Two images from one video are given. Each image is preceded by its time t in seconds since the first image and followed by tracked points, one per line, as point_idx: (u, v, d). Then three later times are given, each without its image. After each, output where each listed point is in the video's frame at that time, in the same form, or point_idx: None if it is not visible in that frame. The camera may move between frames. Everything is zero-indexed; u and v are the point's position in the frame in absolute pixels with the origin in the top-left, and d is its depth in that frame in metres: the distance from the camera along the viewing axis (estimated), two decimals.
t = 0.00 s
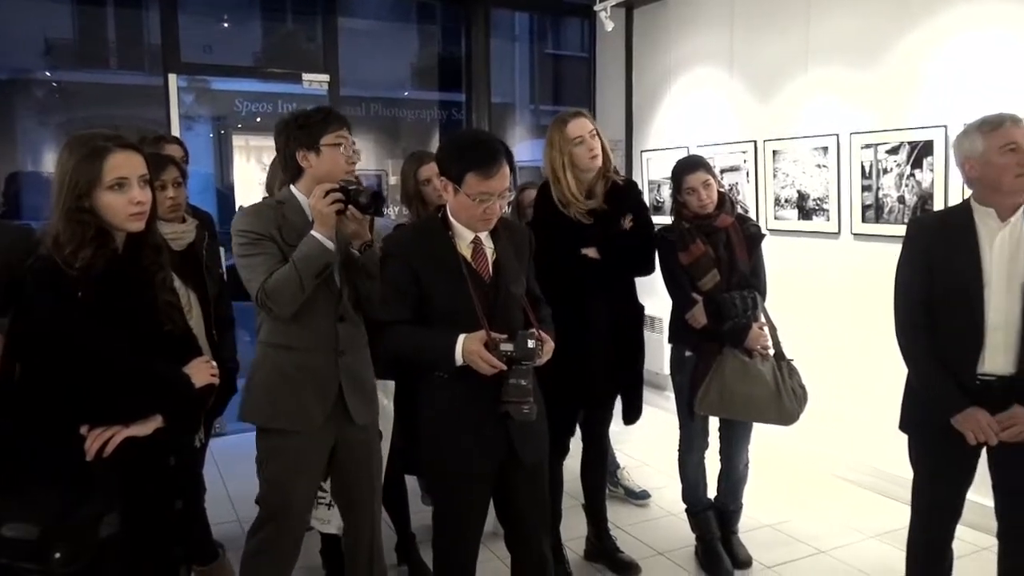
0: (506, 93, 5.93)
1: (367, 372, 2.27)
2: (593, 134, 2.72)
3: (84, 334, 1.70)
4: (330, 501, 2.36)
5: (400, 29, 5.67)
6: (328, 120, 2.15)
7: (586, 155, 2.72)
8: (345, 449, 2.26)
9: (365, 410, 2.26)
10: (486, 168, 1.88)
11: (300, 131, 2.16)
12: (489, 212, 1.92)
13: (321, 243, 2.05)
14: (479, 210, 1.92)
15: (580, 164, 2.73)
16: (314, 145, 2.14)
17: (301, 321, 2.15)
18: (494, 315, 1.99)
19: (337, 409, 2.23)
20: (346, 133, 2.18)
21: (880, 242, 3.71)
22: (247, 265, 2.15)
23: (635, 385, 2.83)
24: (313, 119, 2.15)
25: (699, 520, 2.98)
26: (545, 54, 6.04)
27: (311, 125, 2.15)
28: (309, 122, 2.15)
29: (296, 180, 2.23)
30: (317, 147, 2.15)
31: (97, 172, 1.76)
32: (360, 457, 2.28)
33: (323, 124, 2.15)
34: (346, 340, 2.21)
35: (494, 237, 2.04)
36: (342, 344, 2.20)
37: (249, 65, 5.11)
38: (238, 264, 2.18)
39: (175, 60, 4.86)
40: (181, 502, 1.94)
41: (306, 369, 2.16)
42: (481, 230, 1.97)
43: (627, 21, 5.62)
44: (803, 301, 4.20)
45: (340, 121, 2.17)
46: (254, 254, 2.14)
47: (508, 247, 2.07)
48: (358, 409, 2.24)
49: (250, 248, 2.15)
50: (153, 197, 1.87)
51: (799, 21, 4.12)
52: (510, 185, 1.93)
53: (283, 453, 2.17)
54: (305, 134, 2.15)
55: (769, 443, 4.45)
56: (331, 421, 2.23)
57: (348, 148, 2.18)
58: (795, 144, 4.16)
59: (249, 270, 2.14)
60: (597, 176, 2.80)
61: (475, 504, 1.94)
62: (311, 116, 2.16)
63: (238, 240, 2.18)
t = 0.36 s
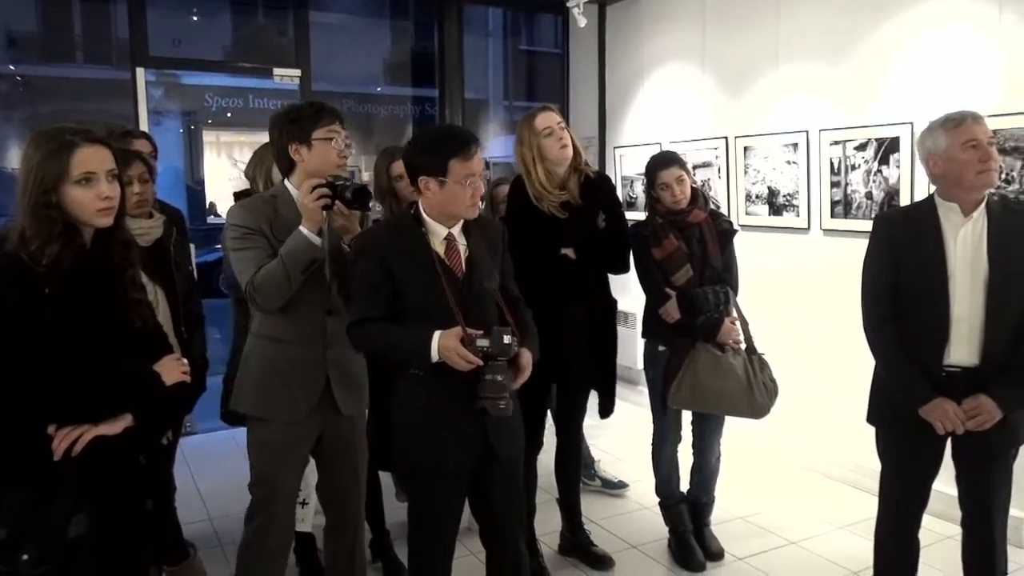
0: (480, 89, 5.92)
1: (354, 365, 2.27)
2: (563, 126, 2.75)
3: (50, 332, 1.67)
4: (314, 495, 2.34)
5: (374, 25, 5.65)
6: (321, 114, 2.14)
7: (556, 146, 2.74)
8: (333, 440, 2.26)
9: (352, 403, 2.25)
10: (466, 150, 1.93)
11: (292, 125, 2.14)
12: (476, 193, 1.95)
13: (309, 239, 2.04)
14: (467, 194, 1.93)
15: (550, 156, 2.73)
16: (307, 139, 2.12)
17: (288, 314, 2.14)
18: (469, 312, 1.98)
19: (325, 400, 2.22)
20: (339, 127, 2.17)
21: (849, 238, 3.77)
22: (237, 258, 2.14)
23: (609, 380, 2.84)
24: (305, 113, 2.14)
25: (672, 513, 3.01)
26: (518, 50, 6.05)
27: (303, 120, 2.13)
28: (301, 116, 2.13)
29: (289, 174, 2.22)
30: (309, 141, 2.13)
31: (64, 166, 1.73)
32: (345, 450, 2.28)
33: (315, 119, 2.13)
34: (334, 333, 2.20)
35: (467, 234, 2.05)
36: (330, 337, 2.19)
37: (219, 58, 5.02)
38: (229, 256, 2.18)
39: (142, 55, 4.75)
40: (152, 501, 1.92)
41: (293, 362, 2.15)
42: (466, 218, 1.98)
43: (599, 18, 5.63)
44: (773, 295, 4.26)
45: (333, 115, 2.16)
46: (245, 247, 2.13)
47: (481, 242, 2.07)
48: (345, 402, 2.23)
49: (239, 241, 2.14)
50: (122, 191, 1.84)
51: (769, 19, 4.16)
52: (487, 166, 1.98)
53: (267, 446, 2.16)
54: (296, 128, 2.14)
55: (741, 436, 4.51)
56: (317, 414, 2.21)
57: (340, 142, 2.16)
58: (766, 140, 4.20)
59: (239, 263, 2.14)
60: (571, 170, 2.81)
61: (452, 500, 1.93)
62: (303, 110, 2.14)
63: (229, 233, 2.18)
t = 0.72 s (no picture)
0: (459, 84, 5.91)
1: (331, 360, 2.26)
2: (540, 121, 2.72)
3: (19, 330, 1.65)
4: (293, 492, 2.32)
5: (350, 19, 5.63)
6: (299, 107, 2.12)
7: (536, 142, 2.70)
8: (312, 437, 2.24)
9: (330, 398, 2.24)
10: (440, 136, 1.97)
11: (269, 119, 2.12)
12: (457, 176, 1.98)
13: (281, 234, 2.01)
14: (450, 179, 1.96)
15: (529, 150, 2.71)
16: (284, 133, 2.11)
17: (263, 309, 2.13)
18: (448, 308, 1.97)
19: (302, 396, 2.20)
20: (316, 121, 2.15)
21: (825, 231, 3.80)
22: (212, 252, 2.12)
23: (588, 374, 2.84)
24: (283, 106, 2.12)
25: (652, 505, 3.02)
26: (498, 44, 6.04)
27: (280, 113, 2.11)
28: (278, 109, 2.11)
29: (266, 168, 2.20)
30: (286, 135, 2.11)
31: (33, 161, 1.70)
32: (326, 446, 2.26)
33: (292, 113, 2.11)
34: (309, 329, 2.18)
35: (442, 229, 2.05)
36: (305, 332, 2.18)
37: (194, 52, 4.94)
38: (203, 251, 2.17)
39: (115, 48, 4.66)
40: (127, 500, 1.90)
41: (268, 358, 2.13)
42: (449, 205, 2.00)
43: (578, 12, 5.64)
44: (751, 288, 4.29)
45: (311, 109, 2.14)
46: (219, 242, 2.12)
47: (457, 239, 2.07)
48: (323, 397, 2.22)
49: (213, 236, 2.13)
50: (93, 186, 1.81)
51: (747, 14, 4.18)
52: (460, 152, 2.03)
53: (246, 443, 2.14)
54: (273, 123, 2.12)
55: (720, 428, 4.55)
56: (294, 410, 2.19)
57: (317, 136, 2.14)
58: (743, 134, 4.23)
59: (213, 258, 2.12)
60: (552, 166, 2.80)
61: (432, 496, 1.93)
62: (281, 103, 2.12)
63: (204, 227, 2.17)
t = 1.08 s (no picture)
0: (438, 78, 5.88)
1: (300, 358, 2.25)
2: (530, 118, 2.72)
3: None
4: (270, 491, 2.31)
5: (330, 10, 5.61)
6: (258, 100, 2.11)
7: (524, 136, 2.70)
8: (285, 435, 2.23)
9: (301, 396, 2.23)
10: (405, 129, 1.97)
11: (226, 112, 2.10)
12: (426, 168, 1.98)
13: (246, 231, 2.01)
14: (418, 170, 1.96)
15: (517, 143, 2.70)
16: (241, 126, 2.09)
17: (227, 308, 2.11)
18: (423, 305, 1.96)
19: (271, 396, 2.18)
20: (275, 115, 2.14)
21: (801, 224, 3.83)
22: (171, 252, 2.10)
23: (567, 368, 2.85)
24: (240, 100, 2.10)
25: (631, 498, 3.04)
26: (477, 38, 6.03)
27: (239, 106, 2.10)
28: (236, 103, 2.10)
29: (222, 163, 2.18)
30: (244, 129, 2.10)
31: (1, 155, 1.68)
32: (302, 444, 2.25)
33: (252, 107, 2.10)
34: (275, 328, 2.17)
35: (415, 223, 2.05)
36: (272, 332, 2.16)
37: (169, 46, 4.87)
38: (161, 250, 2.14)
39: (88, 42, 4.60)
40: (101, 499, 1.88)
41: (235, 357, 2.12)
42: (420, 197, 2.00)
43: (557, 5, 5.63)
44: (729, 281, 4.32)
45: (269, 102, 2.13)
46: (178, 241, 2.09)
47: (431, 234, 2.06)
48: (293, 396, 2.21)
49: (172, 235, 2.10)
50: (63, 180, 1.79)
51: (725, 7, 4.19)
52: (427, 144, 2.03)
53: (220, 443, 2.13)
54: (232, 115, 2.10)
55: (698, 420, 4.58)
56: (265, 410, 2.18)
57: (276, 130, 2.14)
58: (721, 128, 4.24)
59: (173, 258, 2.10)
60: (530, 160, 2.78)
61: (410, 493, 1.92)
62: (238, 97, 2.10)
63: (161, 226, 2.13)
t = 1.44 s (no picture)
0: (386, 77, 5.83)
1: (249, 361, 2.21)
2: (478, 119, 2.72)
3: None
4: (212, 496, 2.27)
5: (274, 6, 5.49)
6: (204, 100, 2.07)
7: (470, 137, 2.71)
8: (234, 438, 2.19)
9: (251, 400, 2.19)
10: (341, 126, 1.95)
11: (172, 109, 2.05)
12: (365, 165, 1.95)
13: (202, 224, 1.95)
14: (355, 167, 1.93)
15: (460, 141, 2.70)
16: (186, 125, 2.04)
17: (177, 308, 2.06)
18: (368, 305, 1.95)
19: (219, 400, 2.14)
20: (220, 116, 2.10)
21: (743, 225, 3.91)
22: (116, 251, 2.04)
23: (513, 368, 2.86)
24: (186, 98, 2.05)
25: (577, 496, 3.06)
26: (426, 37, 6.02)
27: (184, 104, 2.05)
28: (181, 101, 2.05)
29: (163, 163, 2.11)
30: (189, 127, 2.05)
31: None
32: (249, 448, 2.21)
33: (196, 107, 2.05)
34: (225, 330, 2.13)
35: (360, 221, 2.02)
36: (221, 333, 2.12)
37: (107, 40, 4.73)
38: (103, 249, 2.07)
39: (20, 35, 4.44)
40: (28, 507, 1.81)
41: (185, 358, 2.07)
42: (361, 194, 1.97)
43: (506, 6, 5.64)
44: (673, 281, 4.38)
45: (215, 103, 2.09)
46: (122, 240, 2.04)
47: (376, 233, 2.04)
48: (243, 400, 2.17)
49: (117, 233, 2.04)
50: None
51: (670, 11, 4.26)
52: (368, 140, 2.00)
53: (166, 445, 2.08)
54: (177, 113, 2.05)
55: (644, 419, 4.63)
56: (212, 414, 2.14)
57: (221, 133, 2.10)
58: (666, 130, 4.31)
59: (119, 257, 2.04)
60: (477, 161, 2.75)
61: (353, 496, 1.91)
62: (183, 95, 2.06)
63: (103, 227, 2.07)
